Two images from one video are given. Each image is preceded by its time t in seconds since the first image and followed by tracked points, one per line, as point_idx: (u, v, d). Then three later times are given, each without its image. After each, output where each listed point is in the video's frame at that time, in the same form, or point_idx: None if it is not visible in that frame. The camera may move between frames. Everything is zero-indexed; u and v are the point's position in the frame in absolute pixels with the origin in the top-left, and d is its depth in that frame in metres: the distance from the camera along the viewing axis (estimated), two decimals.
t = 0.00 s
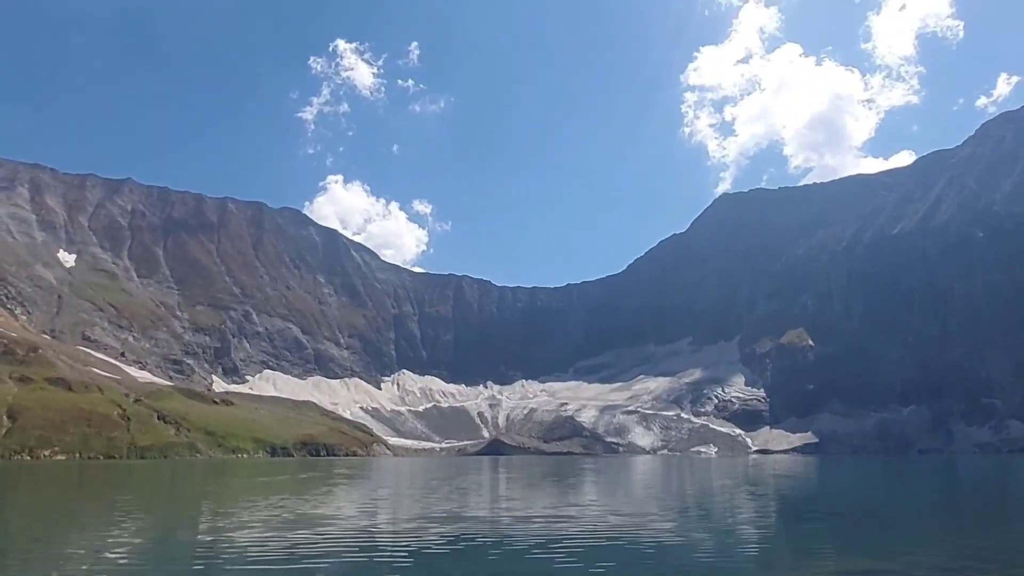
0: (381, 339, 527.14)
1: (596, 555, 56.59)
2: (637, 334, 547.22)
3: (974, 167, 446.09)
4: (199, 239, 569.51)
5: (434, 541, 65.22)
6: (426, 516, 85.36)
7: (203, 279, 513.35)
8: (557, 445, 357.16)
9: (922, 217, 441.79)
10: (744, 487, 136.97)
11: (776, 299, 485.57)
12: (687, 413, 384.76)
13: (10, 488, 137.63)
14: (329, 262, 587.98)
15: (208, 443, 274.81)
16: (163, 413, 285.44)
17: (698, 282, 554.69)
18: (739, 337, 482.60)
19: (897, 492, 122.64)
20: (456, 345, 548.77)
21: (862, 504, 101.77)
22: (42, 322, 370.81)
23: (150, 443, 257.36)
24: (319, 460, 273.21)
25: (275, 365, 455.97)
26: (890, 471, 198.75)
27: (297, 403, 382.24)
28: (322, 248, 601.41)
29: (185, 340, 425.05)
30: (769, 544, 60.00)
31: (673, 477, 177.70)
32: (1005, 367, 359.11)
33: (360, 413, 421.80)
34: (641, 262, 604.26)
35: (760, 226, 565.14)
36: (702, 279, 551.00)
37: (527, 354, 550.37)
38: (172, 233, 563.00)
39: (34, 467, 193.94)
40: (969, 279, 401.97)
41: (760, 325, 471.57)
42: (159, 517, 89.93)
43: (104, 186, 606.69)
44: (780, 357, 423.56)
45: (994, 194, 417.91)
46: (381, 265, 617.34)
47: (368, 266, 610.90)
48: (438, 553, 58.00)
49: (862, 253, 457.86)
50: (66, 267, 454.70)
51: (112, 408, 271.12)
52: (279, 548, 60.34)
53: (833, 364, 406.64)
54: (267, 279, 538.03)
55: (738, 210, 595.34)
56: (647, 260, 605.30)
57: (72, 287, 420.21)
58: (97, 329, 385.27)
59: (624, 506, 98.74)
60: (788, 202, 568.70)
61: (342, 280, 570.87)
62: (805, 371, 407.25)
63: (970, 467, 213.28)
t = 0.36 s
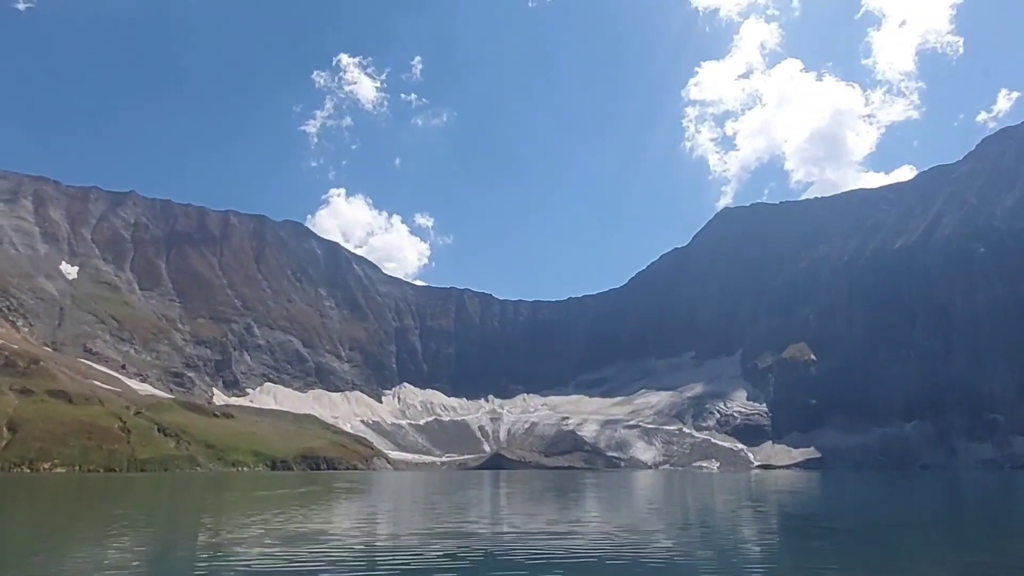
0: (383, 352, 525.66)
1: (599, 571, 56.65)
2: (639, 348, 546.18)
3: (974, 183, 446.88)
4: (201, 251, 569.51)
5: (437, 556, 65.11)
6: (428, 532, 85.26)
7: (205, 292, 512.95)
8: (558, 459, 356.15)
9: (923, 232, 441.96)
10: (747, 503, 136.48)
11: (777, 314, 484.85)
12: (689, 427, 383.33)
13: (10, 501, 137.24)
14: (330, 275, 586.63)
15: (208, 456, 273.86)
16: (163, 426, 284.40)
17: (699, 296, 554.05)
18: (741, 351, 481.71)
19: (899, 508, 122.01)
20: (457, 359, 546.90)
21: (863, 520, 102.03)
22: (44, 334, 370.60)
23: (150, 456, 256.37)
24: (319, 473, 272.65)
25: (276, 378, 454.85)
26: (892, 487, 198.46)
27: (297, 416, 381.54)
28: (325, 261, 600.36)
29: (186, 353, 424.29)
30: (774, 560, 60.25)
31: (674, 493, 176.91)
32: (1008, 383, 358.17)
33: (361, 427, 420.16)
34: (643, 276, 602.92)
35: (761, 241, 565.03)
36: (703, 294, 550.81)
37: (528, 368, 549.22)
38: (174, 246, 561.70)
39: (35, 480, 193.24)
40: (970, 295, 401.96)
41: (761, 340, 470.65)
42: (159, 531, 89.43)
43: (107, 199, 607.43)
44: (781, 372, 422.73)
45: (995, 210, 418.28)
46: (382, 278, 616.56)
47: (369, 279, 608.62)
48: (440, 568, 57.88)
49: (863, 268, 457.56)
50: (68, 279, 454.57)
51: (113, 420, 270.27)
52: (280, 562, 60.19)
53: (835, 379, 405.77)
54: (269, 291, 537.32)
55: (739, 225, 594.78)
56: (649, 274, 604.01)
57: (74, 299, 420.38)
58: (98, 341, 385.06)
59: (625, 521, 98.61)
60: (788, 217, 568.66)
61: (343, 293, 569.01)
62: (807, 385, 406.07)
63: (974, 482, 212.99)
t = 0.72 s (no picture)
0: (385, 365, 524.93)
1: None
2: (641, 361, 545.45)
3: (976, 197, 446.53)
4: (204, 264, 569.24)
5: (437, 572, 64.19)
6: (430, 546, 85.23)
7: (207, 304, 512.92)
8: (560, 473, 355.32)
9: (925, 246, 441.43)
10: (748, 517, 136.03)
11: (779, 328, 484.32)
12: (691, 441, 382.23)
13: (11, 512, 136.69)
14: (333, 288, 586.24)
15: (209, 469, 273.27)
16: (164, 438, 283.87)
17: (701, 310, 553.01)
18: (743, 365, 480.43)
19: (901, 523, 121.16)
20: (458, 371, 545.87)
21: (866, 534, 101.64)
22: (47, 346, 370.72)
23: (151, 468, 255.85)
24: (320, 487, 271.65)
25: (278, 391, 454.25)
26: (895, 502, 197.44)
27: (299, 429, 380.79)
28: (327, 273, 600.19)
29: (188, 365, 423.97)
30: None
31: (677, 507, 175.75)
32: (1011, 397, 356.92)
33: (363, 440, 419.32)
34: (645, 290, 602.24)
35: (762, 255, 565.01)
36: (704, 308, 550.76)
37: (530, 381, 548.29)
38: (177, 258, 561.91)
39: (35, 493, 192.88)
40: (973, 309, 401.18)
41: (764, 354, 470.02)
42: (160, 543, 89.44)
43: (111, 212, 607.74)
44: (784, 385, 421.52)
45: (997, 224, 418.04)
46: (384, 291, 615.71)
47: (372, 292, 608.02)
48: None
49: (866, 282, 457.11)
50: (71, 291, 455.08)
51: (114, 432, 269.80)
52: None
53: (837, 393, 404.86)
54: (271, 304, 536.87)
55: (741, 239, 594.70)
56: (651, 287, 603.50)
57: (77, 311, 420.43)
58: (101, 353, 384.83)
59: (626, 536, 98.48)
60: (790, 231, 567.98)
61: (346, 305, 567.59)
62: (810, 399, 405.04)
63: (977, 498, 211.88)
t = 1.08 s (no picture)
0: (386, 375, 523.36)
1: None
2: (642, 373, 544.08)
3: (977, 209, 445.40)
4: (205, 272, 568.34)
5: None
6: (430, 558, 84.52)
7: (208, 313, 511.96)
8: (560, 485, 353.91)
9: (926, 258, 440.22)
10: (750, 530, 134.72)
11: (781, 339, 483.01)
12: (693, 453, 380.64)
13: (11, 522, 136.29)
14: (334, 297, 584.67)
15: (208, 478, 272.16)
16: (164, 448, 282.85)
17: (703, 321, 551.08)
18: (745, 376, 478.53)
19: (905, 538, 119.50)
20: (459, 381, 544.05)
21: (869, 548, 100.55)
22: (47, 354, 370.00)
23: (150, 478, 254.86)
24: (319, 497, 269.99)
25: (278, 400, 452.84)
26: (897, 514, 196.17)
27: (298, 439, 379.61)
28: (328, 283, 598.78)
29: (188, 374, 422.89)
30: None
31: (679, 520, 174.38)
32: (1013, 409, 355.42)
33: (363, 450, 417.73)
34: (646, 300, 600.59)
35: (763, 267, 563.76)
36: (705, 320, 549.55)
37: (530, 392, 546.39)
38: (179, 267, 560.96)
39: (33, 502, 192.11)
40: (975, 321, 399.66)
41: (765, 365, 468.63)
42: (158, 553, 88.71)
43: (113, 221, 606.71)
44: (785, 397, 420.33)
45: (998, 235, 417.08)
46: (386, 300, 613.53)
47: (373, 301, 606.01)
48: None
49: (867, 294, 455.91)
50: (72, 300, 454.60)
51: (113, 442, 268.88)
52: None
53: (839, 405, 403.25)
54: (272, 313, 535.60)
55: (742, 251, 593.61)
56: (652, 298, 601.96)
57: (78, 320, 419.90)
58: (101, 362, 383.97)
59: (627, 549, 97.58)
60: (792, 242, 566.60)
61: (347, 314, 565.74)
62: (811, 411, 403.21)
63: (980, 510, 210.45)
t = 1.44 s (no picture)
0: (386, 390, 521.47)
1: None
2: (643, 389, 542.44)
3: (977, 227, 446.89)
4: (207, 286, 567.39)
5: None
6: None
7: (209, 328, 510.90)
8: (562, 502, 352.00)
9: (927, 275, 440.02)
10: (752, 548, 134.18)
11: (782, 356, 481.36)
12: (694, 470, 378.76)
13: (9, 537, 134.90)
14: (335, 312, 582.95)
15: (207, 494, 270.48)
16: (163, 463, 281.37)
17: (704, 337, 549.43)
18: (746, 393, 476.79)
19: (905, 557, 118.96)
20: (460, 397, 542.07)
21: (872, 567, 100.09)
22: (48, 368, 368.99)
23: (148, 493, 253.20)
24: (319, 513, 268.21)
25: (278, 415, 451.16)
26: (900, 532, 195.31)
27: (298, 454, 377.87)
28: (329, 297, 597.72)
29: (189, 389, 421.55)
30: None
31: (680, 538, 172.78)
32: (1016, 427, 354.12)
33: (363, 466, 415.61)
34: (648, 317, 599.21)
35: (764, 284, 562.84)
36: (707, 336, 548.21)
37: (531, 408, 544.30)
38: (180, 281, 559.82)
39: (31, 517, 190.87)
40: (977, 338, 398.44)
41: (767, 382, 467.03)
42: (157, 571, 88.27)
43: (115, 234, 606.46)
44: (787, 413, 418.45)
45: (999, 253, 417.30)
46: (386, 314, 612.13)
47: (374, 315, 603.44)
48: None
49: (868, 311, 455.32)
50: (73, 313, 453.86)
51: (113, 456, 267.46)
52: None
53: (841, 422, 401.52)
54: (273, 328, 534.20)
55: (742, 268, 593.20)
56: (654, 314, 600.70)
57: (79, 333, 419.07)
58: (102, 376, 382.92)
59: (629, 567, 97.00)
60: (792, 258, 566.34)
61: (348, 329, 564.23)
62: (813, 428, 401.22)
63: (986, 530, 208.75)
